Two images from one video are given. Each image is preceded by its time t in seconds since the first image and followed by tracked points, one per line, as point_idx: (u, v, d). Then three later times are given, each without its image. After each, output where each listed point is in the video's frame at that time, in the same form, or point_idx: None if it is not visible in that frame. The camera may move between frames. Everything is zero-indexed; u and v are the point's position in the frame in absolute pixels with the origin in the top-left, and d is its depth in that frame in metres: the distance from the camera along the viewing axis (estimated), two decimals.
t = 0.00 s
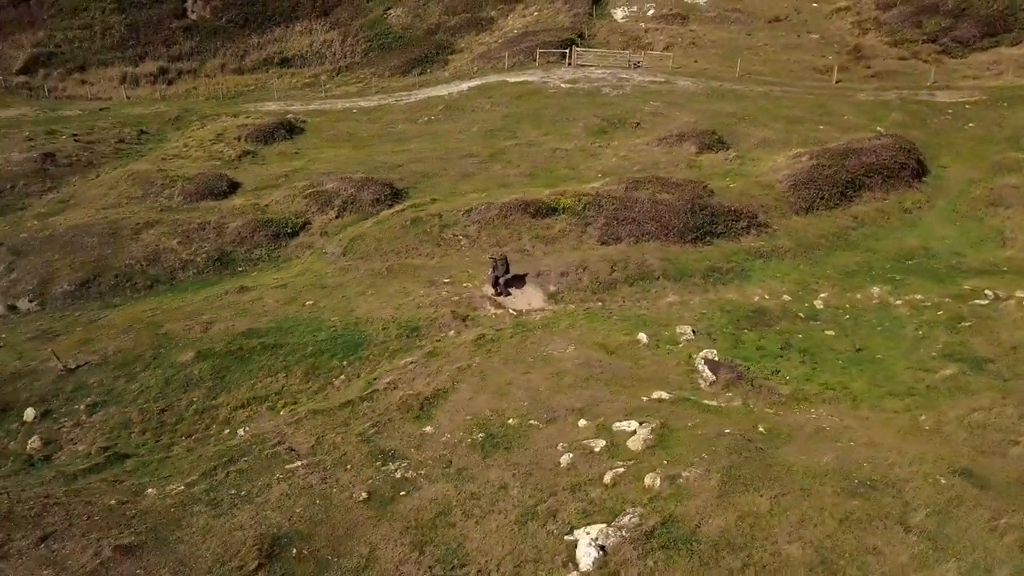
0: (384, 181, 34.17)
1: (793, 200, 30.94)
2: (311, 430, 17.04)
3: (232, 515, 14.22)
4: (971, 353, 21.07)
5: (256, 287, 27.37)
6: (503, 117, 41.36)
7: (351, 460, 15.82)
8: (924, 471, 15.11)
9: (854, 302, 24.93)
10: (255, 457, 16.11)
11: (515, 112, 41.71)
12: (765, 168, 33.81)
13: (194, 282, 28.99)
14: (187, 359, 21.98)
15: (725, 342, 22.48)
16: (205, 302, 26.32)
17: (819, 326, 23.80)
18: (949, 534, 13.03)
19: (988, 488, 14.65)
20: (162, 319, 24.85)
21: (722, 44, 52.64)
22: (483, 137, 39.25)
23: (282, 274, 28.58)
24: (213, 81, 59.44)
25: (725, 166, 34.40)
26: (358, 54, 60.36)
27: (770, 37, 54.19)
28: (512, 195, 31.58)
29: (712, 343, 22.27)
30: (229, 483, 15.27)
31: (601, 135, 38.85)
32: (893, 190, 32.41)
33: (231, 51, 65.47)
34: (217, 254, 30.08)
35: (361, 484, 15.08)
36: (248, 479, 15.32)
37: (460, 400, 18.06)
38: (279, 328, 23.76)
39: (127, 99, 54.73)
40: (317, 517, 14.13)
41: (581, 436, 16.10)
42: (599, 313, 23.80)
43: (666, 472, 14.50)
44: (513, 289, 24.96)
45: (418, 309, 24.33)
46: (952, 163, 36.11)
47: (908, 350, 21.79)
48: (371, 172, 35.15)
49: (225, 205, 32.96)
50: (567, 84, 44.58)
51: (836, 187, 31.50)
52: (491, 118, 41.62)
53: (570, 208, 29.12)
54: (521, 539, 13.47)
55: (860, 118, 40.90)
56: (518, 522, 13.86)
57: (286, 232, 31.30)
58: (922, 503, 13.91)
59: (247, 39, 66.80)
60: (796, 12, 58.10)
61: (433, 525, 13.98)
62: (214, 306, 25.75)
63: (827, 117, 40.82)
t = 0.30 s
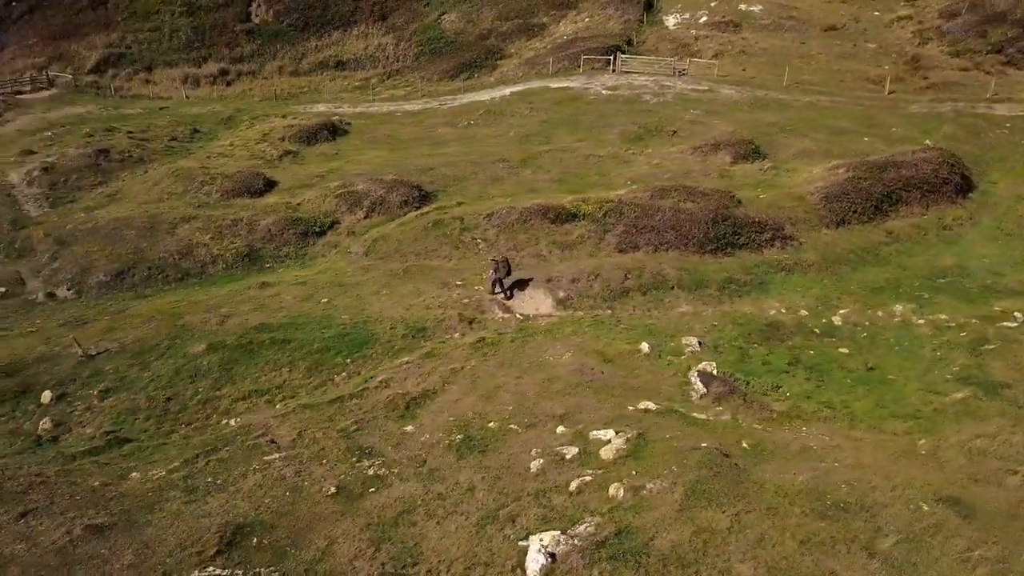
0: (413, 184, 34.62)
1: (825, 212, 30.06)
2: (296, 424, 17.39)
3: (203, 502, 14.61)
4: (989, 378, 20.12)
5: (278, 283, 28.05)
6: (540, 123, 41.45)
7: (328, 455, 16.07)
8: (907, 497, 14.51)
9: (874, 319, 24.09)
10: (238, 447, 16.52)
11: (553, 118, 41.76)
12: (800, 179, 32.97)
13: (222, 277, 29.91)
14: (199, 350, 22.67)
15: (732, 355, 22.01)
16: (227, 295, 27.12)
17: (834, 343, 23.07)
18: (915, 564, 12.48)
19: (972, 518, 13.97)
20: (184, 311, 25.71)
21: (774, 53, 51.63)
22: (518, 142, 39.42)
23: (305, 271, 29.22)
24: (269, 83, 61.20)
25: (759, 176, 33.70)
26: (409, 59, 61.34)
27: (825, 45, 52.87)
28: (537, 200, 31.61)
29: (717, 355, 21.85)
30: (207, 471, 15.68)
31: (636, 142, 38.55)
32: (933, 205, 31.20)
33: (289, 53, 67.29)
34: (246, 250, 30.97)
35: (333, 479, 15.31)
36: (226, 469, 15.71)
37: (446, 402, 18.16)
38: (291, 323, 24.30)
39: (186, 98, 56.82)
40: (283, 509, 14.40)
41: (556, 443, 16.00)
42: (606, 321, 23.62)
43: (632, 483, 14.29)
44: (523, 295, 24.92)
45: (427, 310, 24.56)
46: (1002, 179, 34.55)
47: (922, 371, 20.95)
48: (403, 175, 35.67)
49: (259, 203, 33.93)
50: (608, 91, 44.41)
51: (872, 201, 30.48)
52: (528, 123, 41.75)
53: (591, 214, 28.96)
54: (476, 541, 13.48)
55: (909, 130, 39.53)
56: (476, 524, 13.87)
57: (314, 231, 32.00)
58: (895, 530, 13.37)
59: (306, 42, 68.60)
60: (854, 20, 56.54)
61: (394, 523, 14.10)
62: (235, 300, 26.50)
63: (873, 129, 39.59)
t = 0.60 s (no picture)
0: (442, 187, 35.00)
1: (854, 226, 29.16)
2: (282, 417, 17.79)
3: (178, 488, 15.08)
4: (1001, 402, 19.22)
5: (299, 280, 28.72)
6: (576, 129, 41.42)
7: (306, 449, 16.40)
8: (880, 521, 14.02)
9: (891, 337, 23.27)
10: (223, 437, 17.00)
11: (589, 125, 41.67)
12: (833, 191, 32.09)
13: (249, 273, 30.78)
14: (211, 343, 23.39)
15: (734, 367, 21.58)
16: (249, 291, 27.90)
17: (845, 360, 22.39)
18: None
19: (945, 545, 13.40)
20: (205, 304, 26.57)
21: (825, 62, 50.38)
22: (551, 148, 39.47)
23: (327, 269, 29.83)
24: (323, 85, 62.67)
25: (790, 187, 32.93)
26: (459, 64, 62.04)
27: (880, 54, 51.32)
28: (560, 206, 31.59)
29: (718, 367, 21.45)
30: (189, 458, 16.18)
31: (670, 150, 38.14)
32: (972, 221, 29.92)
33: (345, 57, 68.77)
34: (275, 248, 31.80)
35: (305, 472, 15.62)
36: (207, 457, 16.19)
37: (432, 402, 18.32)
38: (303, 320, 24.84)
39: (242, 99, 58.65)
40: (252, 498, 14.76)
41: (528, 447, 15.96)
42: (611, 328, 23.44)
43: (593, 491, 14.18)
44: (532, 299, 24.89)
45: (435, 311, 24.79)
46: None
47: (932, 392, 20.15)
48: (433, 178, 36.09)
49: (292, 202, 34.79)
50: (648, 98, 44.07)
51: (904, 216, 29.42)
52: (564, 130, 41.76)
53: (610, 221, 28.79)
54: (431, 541, 13.55)
55: (958, 143, 38.05)
56: (434, 523, 13.96)
57: (341, 230, 32.65)
58: (858, 553, 12.93)
59: (362, 46, 70.03)
60: (914, 29, 54.71)
61: (355, 519, 14.31)
62: (254, 295, 27.23)
63: (920, 141, 38.25)
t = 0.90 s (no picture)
0: (472, 190, 35.47)
1: (883, 241, 28.23)
2: (271, 406, 18.44)
3: (158, 466, 15.84)
4: (1006, 426, 18.40)
5: (322, 276, 29.56)
6: (614, 136, 41.33)
7: (285, 436, 16.97)
8: (839, 539, 13.69)
9: (904, 355, 22.51)
10: (211, 421, 17.74)
11: (629, 132, 41.52)
12: (868, 203, 31.14)
13: (279, 267, 31.85)
14: (226, 332, 24.35)
15: (733, 378, 21.26)
16: (274, 284, 28.87)
17: (852, 376, 21.77)
18: None
19: (901, 567, 13.01)
20: (230, 296, 27.65)
21: (883, 71, 48.82)
22: (588, 154, 39.51)
23: (351, 267, 30.59)
24: (380, 88, 64.12)
25: (824, 199, 32.11)
26: (513, 69, 62.56)
27: (943, 63, 49.38)
28: (584, 211, 31.62)
29: (716, 377, 21.17)
30: (176, 439, 16.96)
31: (707, 158, 37.68)
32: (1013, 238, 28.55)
33: (404, 61, 70.15)
34: (306, 244, 32.80)
35: (280, 458, 16.18)
36: (192, 439, 16.93)
37: (416, 397, 18.67)
38: (317, 314, 25.60)
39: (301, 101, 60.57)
40: (224, 479, 15.39)
41: (497, 446, 16.13)
42: (614, 334, 23.40)
43: (546, 491, 14.26)
44: (539, 302, 25.05)
45: (444, 310, 25.18)
46: None
47: (936, 413, 19.42)
48: (466, 181, 36.58)
49: (327, 201, 35.81)
50: (691, 106, 43.62)
51: (938, 231, 28.25)
52: (603, 136, 41.74)
53: (629, 228, 28.69)
54: (383, 529, 13.89)
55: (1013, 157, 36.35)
56: (389, 512, 14.29)
57: (370, 229, 33.43)
58: (804, 568, 12.67)
59: (421, 50, 71.29)
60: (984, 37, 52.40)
61: (316, 504, 14.75)
62: (277, 289, 28.17)
63: (971, 154, 36.70)
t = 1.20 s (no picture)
0: (499, 190, 35.94)
1: (905, 250, 27.58)
2: (267, 390, 19.21)
3: (151, 441, 16.71)
4: (1002, 441, 17.89)
5: (344, 270, 30.42)
6: (647, 139, 41.29)
7: (275, 418, 17.70)
8: (795, 542, 13.65)
9: (911, 366, 22.03)
10: (208, 402, 18.58)
11: (662, 135, 41.43)
12: (896, 212, 30.44)
13: (307, 260, 32.89)
14: (243, 320, 25.36)
15: (728, 382, 21.18)
16: (297, 276, 29.84)
17: (853, 385, 21.43)
18: None
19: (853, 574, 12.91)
20: (253, 285, 28.70)
21: (933, 77, 47.42)
22: (619, 157, 39.56)
23: (373, 262, 31.38)
24: (427, 90, 65.21)
25: (852, 206, 31.51)
26: (559, 72, 62.88)
27: (999, 69, 47.63)
28: (604, 213, 31.77)
29: (711, 380, 21.13)
30: (173, 417, 17.84)
31: (737, 163, 37.36)
32: None
33: (454, 63, 71.13)
34: (333, 238, 33.75)
35: (265, 438, 16.89)
36: (187, 417, 17.80)
37: (406, 387, 19.19)
38: (332, 305, 26.41)
39: (350, 101, 62.10)
40: (209, 456, 16.15)
41: (471, 436, 16.50)
42: (616, 335, 23.54)
43: (507, 481, 14.58)
44: (547, 300, 25.33)
45: (452, 305, 25.68)
46: None
47: (931, 425, 19.00)
48: (494, 181, 37.08)
49: (358, 198, 36.77)
50: (728, 110, 43.24)
51: (965, 241, 27.43)
52: (636, 139, 41.73)
53: (645, 230, 28.75)
54: (347, 509, 14.42)
55: None
56: (357, 494, 14.84)
57: (396, 226, 34.18)
58: (750, 568, 12.71)
59: (471, 53, 72.16)
60: None
61: (290, 483, 15.38)
62: (299, 281, 29.12)
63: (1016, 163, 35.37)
